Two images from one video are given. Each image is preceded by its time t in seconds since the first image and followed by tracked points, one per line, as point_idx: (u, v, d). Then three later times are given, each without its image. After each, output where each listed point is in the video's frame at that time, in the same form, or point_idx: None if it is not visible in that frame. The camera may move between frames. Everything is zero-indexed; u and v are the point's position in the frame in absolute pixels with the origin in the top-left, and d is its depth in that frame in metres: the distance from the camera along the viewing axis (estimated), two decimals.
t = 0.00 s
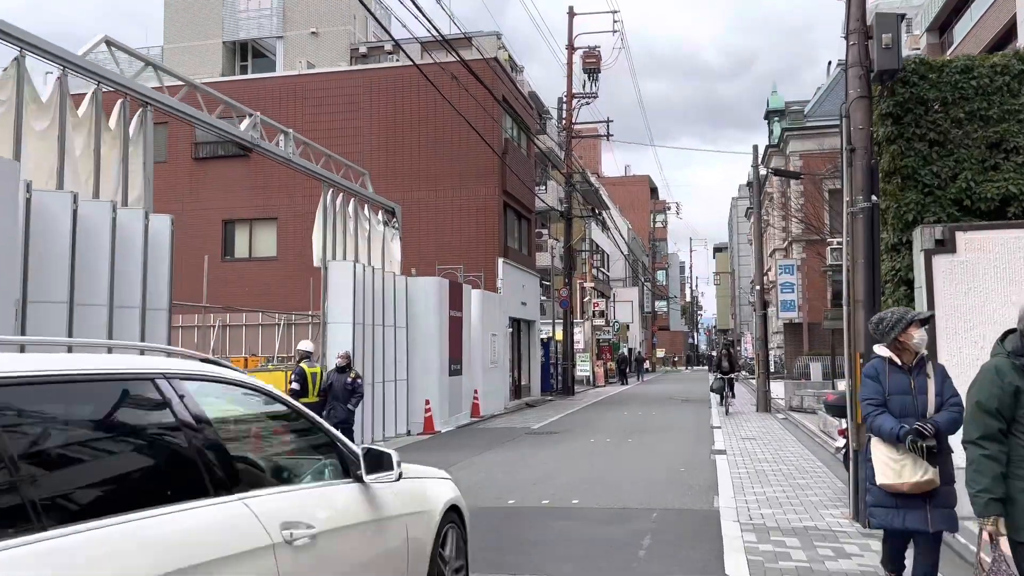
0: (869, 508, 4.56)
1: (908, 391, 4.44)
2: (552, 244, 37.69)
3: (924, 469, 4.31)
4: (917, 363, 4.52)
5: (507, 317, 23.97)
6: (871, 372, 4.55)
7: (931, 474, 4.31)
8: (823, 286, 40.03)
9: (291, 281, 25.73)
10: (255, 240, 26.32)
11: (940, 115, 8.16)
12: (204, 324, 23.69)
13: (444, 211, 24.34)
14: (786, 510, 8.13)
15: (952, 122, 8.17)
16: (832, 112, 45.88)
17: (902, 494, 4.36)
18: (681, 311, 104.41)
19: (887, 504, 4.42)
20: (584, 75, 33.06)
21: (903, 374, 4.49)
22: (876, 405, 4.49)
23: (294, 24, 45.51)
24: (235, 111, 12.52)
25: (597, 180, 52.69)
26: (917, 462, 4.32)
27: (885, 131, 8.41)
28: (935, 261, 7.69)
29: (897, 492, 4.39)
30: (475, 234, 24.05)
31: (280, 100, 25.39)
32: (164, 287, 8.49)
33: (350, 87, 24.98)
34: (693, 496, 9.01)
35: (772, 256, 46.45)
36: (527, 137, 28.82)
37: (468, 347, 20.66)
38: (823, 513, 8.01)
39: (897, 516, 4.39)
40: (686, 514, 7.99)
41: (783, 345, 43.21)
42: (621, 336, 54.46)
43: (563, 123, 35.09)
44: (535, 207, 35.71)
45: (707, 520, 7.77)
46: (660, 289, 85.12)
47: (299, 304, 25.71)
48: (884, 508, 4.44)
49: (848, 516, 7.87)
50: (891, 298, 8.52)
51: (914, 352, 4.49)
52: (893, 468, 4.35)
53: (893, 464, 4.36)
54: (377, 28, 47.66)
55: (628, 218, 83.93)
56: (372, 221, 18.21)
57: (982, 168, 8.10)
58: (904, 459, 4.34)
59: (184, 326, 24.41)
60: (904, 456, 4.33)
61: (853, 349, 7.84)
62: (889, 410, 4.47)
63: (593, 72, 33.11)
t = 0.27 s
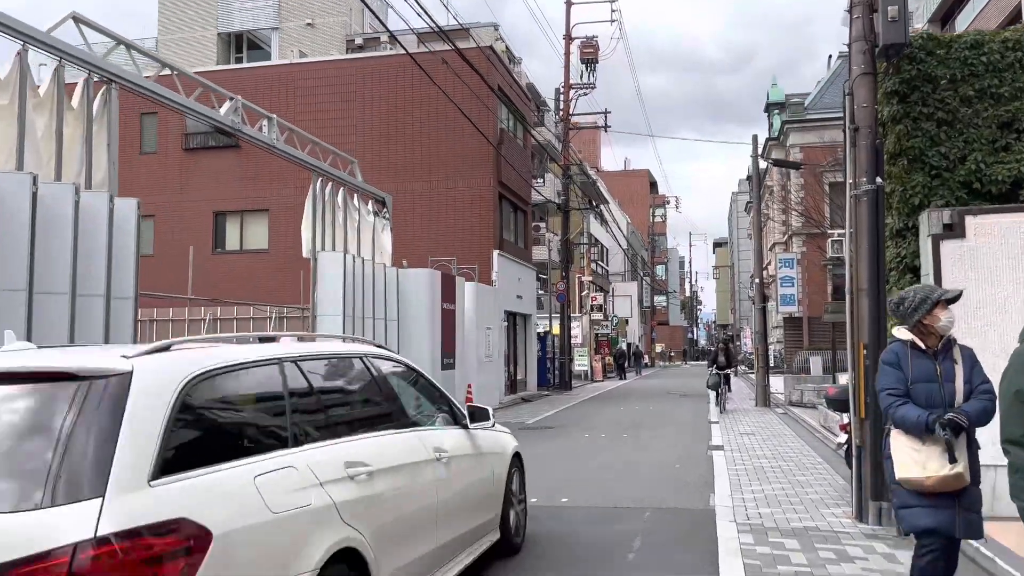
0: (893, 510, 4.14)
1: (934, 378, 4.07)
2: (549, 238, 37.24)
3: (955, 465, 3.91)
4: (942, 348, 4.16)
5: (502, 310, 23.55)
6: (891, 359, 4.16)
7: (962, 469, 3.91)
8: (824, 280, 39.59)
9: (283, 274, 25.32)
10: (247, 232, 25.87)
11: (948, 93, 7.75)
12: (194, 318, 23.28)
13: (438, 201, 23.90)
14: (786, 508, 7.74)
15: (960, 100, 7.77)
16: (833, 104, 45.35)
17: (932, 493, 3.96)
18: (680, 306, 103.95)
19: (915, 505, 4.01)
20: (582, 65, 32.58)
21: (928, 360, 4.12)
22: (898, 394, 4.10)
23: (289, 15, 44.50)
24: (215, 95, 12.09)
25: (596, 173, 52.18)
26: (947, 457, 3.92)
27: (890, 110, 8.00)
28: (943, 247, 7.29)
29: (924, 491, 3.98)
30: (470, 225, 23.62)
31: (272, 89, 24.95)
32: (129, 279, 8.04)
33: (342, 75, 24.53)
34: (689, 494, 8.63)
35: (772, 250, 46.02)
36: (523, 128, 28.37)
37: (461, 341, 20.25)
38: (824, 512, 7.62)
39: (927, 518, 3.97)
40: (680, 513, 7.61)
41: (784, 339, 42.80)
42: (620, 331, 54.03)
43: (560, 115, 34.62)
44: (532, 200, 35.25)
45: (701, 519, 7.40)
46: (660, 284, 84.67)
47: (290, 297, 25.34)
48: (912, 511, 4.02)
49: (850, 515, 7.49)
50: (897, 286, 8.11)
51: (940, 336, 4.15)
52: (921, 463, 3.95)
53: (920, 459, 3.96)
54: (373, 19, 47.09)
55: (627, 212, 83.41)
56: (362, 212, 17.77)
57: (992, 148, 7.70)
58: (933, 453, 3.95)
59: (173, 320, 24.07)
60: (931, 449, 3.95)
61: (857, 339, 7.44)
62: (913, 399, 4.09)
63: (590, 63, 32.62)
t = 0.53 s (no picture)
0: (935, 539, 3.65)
1: (979, 387, 3.58)
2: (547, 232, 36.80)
3: (1011, 490, 3.43)
4: (987, 353, 3.67)
5: (498, 305, 23.17)
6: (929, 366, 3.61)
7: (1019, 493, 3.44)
8: (824, 275, 39.17)
9: (275, 268, 24.88)
10: (238, 225, 25.40)
11: (961, 75, 7.33)
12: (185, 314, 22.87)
13: (434, 195, 23.47)
14: (790, 513, 7.37)
15: (974, 83, 7.33)
16: (834, 97, 44.82)
17: (983, 522, 3.46)
18: (679, 300, 103.60)
19: (962, 535, 3.52)
20: (580, 56, 32.06)
21: (972, 365, 3.61)
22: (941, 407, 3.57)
23: (285, 6, 43.72)
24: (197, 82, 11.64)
25: (595, 166, 51.59)
26: (1002, 481, 3.44)
27: (899, 94, 7.57)
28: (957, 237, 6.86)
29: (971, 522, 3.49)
30: (466, 219, 23.19)
31: (264, 80, 24.52)
32: (94, 268, 7.56)
33: (336, 66, 24.08)
34: (686, 498, 8.25)
35: (772, 244, 45.59)
36: (520, 120, 27.90)
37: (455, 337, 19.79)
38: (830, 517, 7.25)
39: (976, 550, 3.50)
40: (678, 519, 7.23)
41: (783, 334, 42.41)
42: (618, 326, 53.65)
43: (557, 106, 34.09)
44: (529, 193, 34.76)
45: (700, 526, 7.02)
46: (659, 279, 84.12)
47: (282, 292, 24.91)
48: (955, 541, 3.56)
49: (856, 519, 7.12)
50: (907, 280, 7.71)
51: (982, 337, 3.66)
52: (974, 492, 3.44)
53: (970, 485, 3.45)
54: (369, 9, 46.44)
55: (626, 205, 82.99)
56: (352, 204, 17.31)
57: (1009, 135, 7.27)
58: (987, 477, 3.45)
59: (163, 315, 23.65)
60: (985, 471, 3.45)
61: (865, 335, 7.06)
62: (956, 411, 3.57)
63: (589, 54, 32.11)
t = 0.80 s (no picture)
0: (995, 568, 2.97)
1: None
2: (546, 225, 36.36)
3: None
4: None
5: (495, 299, 22.73)
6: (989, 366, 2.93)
7: None
8: (825, 268, 38.71)
9: (268, 261, 24.45)
10: (230, 218, 24.96)
11: (980, 52, 6.89)
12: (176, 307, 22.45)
13: (430, 186, 23.03)
14: (797, 517, 6.96)
15: (993, 61, 6.89)
16: (836, 89, 44.34)
17: None
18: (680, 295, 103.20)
19: None
20: (579, 46, 31.58)
21: None
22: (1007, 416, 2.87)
23: None
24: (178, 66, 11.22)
25: (595, 160, 51.08)
26: None
27: (914, 73, 7.14)
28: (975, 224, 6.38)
29: None
30: (462, 211, 22.75)
31: (257, 69, 24.07)
32: (55, 259, 7.16)
33: (329, 55, 23.62)
34: (685, 500, 7.84)
35: (773, 237, 45.11)
36: (518, 110, 27.42)
37: (449, 331, 19.36)
38: (839, 521, 6.84)
39: None
40: (675, 524, 6.82)
41: (785, 329, 41.98)
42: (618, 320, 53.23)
43: (555, 97, 33.62)
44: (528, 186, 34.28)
45: (699, 531, 6.60)
46: (659, 273, 83.70)
47: (274, 285, 24.55)
48: None
49: (866, 525, 6.68)
50: (920, 271, 7.28)
51: None
52: None
53: None
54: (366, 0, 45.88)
55: (626, 199, 82.54)
56: (344, 195, 16.86)
57: None
58: None
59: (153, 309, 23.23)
60: None
61: (877, 330, 6.61)
62: None
63: (588, 45, 31.64)
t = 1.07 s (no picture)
0: None
1: None
2: (545, 218, 35.98)
3: None
4: None
5: (491, 292, 22.35)
6: None
7: None
8: (827, 262, 38.33)
9: (262, 255, 24.08)
10: (223, 210, 24.59)
11: (998, 27, 6.47)
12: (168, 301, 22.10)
13: (425, 178, 22.62)
14: (801, 522, 6.58)
15: (1012, 38, 6.48)
16: (838, 81, 43.89)
17: None
18: (680, 289, 102.89)
19: None
20: (578, 36, 31.13)
21: None
22: None
23: None
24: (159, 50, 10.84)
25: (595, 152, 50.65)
26: None
27: (927, 52, 6.72)
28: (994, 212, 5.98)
29: None
30: (459, 203, 22.33)
31: (249, 59, 23.65)
32: (13, 248, 6.92)
33: (323, 44, 23.19)
34: (681, 502, 7.48)
35: (775, 231, 44.71)
36: (515, 101, 26.98)
37: (444, 325, 18.98)
38: (845, 527, 6.46)
39: None
40: (671, 529, 6.45)
41: (786, 323, 41.64)
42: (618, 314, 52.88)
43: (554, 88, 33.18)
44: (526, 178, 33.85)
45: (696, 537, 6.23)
46: (660, 267, 83.30)
47: (266, 279, 24.19)
48: None
49: (875, 531, 6.31)
50: (932, 262, 6.88)
51: None
52: None
53: None
54: None
55: (626, 193, 82.14)
56: (335, 185, 16.46)
57: None
58: None
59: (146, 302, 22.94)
60: None
61: (888, 324, 6.20)
62: None
63: (587, 35, 31.17)
